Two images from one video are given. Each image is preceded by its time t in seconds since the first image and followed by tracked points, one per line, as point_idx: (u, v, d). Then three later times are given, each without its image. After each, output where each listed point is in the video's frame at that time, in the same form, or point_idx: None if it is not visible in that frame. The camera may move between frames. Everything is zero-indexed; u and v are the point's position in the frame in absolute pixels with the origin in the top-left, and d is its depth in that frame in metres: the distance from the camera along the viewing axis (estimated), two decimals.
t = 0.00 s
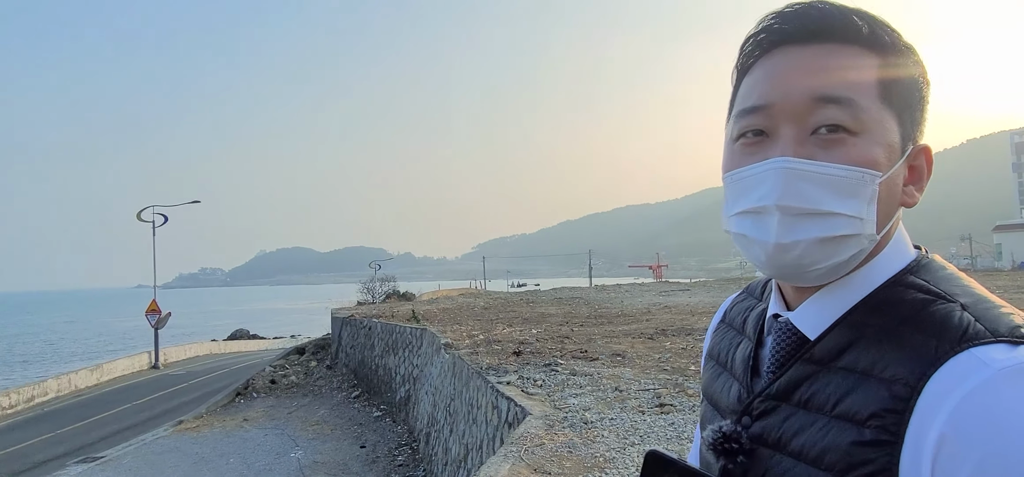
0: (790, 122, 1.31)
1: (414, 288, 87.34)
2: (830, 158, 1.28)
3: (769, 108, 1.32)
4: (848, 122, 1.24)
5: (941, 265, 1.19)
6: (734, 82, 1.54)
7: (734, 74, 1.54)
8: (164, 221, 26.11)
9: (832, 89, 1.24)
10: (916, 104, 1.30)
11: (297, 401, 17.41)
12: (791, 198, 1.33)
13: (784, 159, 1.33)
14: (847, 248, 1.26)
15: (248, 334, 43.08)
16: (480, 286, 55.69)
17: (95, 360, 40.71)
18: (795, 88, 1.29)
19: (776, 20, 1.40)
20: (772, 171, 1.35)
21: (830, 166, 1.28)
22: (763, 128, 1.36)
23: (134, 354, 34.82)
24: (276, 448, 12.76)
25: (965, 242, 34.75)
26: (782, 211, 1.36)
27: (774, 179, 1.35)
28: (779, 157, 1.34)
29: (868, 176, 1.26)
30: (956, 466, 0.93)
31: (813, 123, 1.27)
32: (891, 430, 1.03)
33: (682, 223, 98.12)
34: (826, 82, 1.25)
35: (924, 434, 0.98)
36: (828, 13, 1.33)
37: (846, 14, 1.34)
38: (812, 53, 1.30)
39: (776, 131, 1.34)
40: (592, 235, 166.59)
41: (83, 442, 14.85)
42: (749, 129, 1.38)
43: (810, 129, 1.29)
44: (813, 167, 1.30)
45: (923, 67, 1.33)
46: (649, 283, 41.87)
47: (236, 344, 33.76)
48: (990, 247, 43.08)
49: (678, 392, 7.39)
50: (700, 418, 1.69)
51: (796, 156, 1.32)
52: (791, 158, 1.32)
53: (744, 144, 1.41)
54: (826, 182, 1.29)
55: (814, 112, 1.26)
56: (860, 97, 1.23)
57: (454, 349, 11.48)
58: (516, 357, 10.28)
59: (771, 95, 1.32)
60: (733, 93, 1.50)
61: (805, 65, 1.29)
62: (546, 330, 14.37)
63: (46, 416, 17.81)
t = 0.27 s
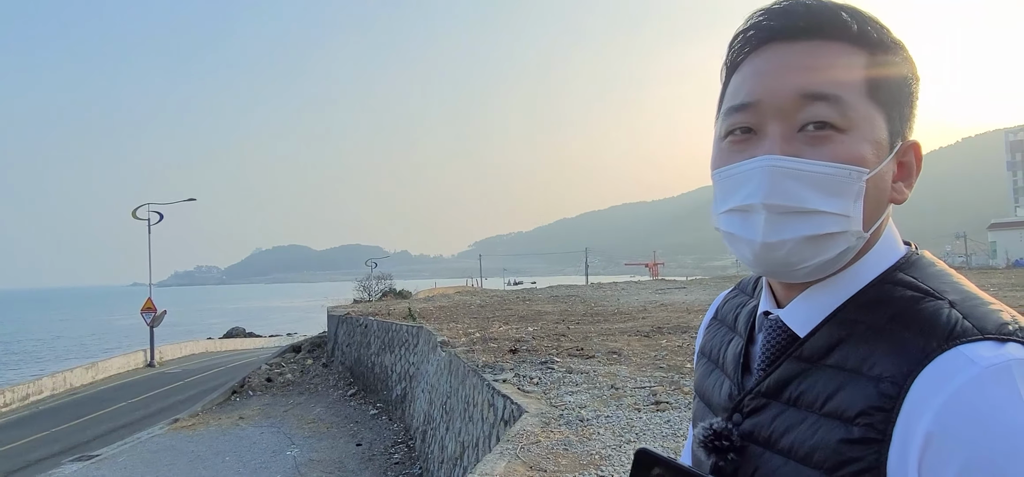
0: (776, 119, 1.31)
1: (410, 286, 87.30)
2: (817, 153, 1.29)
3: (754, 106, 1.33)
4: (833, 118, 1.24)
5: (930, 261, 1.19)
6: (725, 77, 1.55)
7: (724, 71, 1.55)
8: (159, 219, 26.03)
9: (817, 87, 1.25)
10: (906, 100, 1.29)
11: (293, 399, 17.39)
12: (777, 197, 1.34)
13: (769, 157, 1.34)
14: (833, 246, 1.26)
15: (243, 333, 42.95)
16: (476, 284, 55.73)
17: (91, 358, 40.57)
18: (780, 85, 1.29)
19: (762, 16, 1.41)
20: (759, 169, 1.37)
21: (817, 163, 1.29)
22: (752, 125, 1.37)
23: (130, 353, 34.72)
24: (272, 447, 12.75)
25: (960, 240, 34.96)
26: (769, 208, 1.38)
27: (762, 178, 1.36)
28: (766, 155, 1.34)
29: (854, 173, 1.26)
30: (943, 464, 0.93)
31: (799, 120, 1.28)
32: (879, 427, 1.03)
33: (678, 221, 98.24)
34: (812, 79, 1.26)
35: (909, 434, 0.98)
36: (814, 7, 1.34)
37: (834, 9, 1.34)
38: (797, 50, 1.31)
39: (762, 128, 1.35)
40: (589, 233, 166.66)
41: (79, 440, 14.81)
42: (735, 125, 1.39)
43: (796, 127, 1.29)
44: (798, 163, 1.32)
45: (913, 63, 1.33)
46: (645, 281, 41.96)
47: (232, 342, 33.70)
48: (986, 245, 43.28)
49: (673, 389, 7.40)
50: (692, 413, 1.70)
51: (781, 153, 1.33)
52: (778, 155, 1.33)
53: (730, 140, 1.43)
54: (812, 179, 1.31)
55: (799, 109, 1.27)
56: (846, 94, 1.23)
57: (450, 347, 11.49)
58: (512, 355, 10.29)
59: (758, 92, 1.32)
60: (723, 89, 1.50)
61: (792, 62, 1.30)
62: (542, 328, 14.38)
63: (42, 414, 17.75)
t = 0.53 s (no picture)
0: (768, 117, 1.30)
1: (407, 284, 87.22)
2: (806, 152, 1.28)
3: (745, 104, 1.32)
4: (824, 115, 1.23)
5: (927, 256, 1.18)
6: (715, 74, 1.53)
7: (715, 69, 1.53)
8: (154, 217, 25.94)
9: (808, 85, 1.23)
10: (899, 94, 1.28)
11: (289, 397, 17.37)
12: (768, 197, 1.32)
13: (760, 156, 1.33)
14: (826, 245, 1.25)
15: (240, 331, 42.88)
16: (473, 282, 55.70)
17: (85, 357, 40.40)
18: (770, 82, 1.28)
19: (751, 12, 1.40)
20: (751, 169, 1.35)
21: (809, 160, 1.28)
22: (743, 123, 1.35)
23: (125, 351, 34.59)
24: (268, 445, 12.72)
25: (955, 238, 35.07)
26: (762, 210, 1.36)
27: (753, 177, 1.34)
28: (756, 154, 1.33)
29: (847, 170, 1.25)
30: (938, 460, 0.92)
31: (790, 117, 1.26)
32: (874, 423, 1.02)
33: (674, 219, 98.37)
34: (801, 76, 1.25)
35: (905, 429, 0.97)
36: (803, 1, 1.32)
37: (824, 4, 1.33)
38: (787, 47, 1.30)
39: (754, 125, 1.33)
40: (585, 232, 166.74)
41: (74, 439, 14.76)
42: (726, 123, 1.38)
43: (788, 123, 1.28)
44: (790, 163, 1.30)
45: (905, 57, 1.32)
46: (641, 279, 41.98)
47: (228, 341, 33.62)
48: (980, 244, 43.45)
49: (669, 387, 7.40)
50: (688, 412, 1.69)
51: (772, 151, 1.31)
52: (768, 153, 1.32)
53: (722, 138, 1.41)
54: (804, 178, 1.29)
55: (789, 106, 1.26)
56: (836, 91, 1.21)
57: (446, 346, 11.48)
58: (508, 353, 10.28)
59: (748, 88, 1.31)
60: (714, 86, 1.49)
61: (782, 58, 1.29)
62: (538, 326, 14.38)
63: (36, 413, 17.69)
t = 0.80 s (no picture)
0: (762, 112, 1.31)
1: (403, 282, 87.15)
2: (799, 148, 1.28)
3: (741, 99, 1.32)
4: (817, 112, 1.23)
5: (919, 257, 1.19)
6: (719, 71, 1.54)
7: (718, 65, 1.54)
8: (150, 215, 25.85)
9: (802, 81, 1.24)
10: (896, 95, 1.28)
11: (285, 396, 17.35)
12: (762, 190, 1.34)
13: (753, 150, 1.34)
14: (817, 240, 1.26)
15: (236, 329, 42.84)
16: (470, 281, 55.66)
17: (81, 355, 40.27)
18: (767, 78, 1.29)
19: (755, 10, 1.40)
20: (744, 162, 1.36)
21: (800, 156, 1.28)
22: (738, 119, 1.36)
23: (121, 350, 34.50)
24: (264, 444, 12.70)
25: (951, 236, 35.18)
26: (754, 202, 1.37)
27: (746, 172, 1.36)
28: (749, 148, 1.34)
29: (838, 166, 1.25)
30: (927, 457, 0.92)
31: (784, 113, 1.27)
32: (864, 421, 1.02)
33: (671, 218, 98.47)
34: (796, 73, 1.25)
35: (894, 425, 0.97)
36: None
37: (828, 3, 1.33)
38: (787, 43, 1.30)
39: (749, 121, 1.34)
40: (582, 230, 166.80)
41: (70, 438, 14.73)
42: (722, 119, 1.38)
43: (782, 119, 1.28)
44: (782, 158, 1.31)
45: (905, 59, 1.32)
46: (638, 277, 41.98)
47: (224, 339, 33.57)
48: (976, 243, 43.55)
49: (666, 386, 7.41)
50: (683, 411, 1.68)
51: (765, 147, 1.32)
52: (761, 149, 1.33)
53: (717, 134, 1.42)
54: (797, 174, 1.30)
55: (784, 103, 1.26)
56: (831, 88, 1.22)
57: (443, 344, 11.47)
58: (505, 352, 10.28)
59: (746, 84, 1.31)
60: (715, 82, 1.49)
61: (780, 54, 1.29)
62: (535, 325, 14.39)
63: (32, 411, 17.64)
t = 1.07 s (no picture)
0: (755, 106, 1.30)
1: (400, 281, 87.06)
2: (791, 140, 1.27)
3: (735, 92, 1.32)
4: (809, 105, 1.22)
5: (916, 256, 1.17)
6: (718, 66, 1.53)
7: (718, 60, 1.53)
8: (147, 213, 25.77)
9: (795, 75, 1.23)
10: (894, 94, 1.25)
11: (282, 394, 17.32)
12: (751, 182, 1.33)
13: (743, 141, 1.33)
14: (807, 233, 1.25)
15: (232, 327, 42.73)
16: (467, 279, 55.62)
17: (76, 354, 40.11)
18: (761, 71, 1.28)
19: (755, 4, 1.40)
20: (733, 153, 1.35)
21: (792, 149, 1.27)
22: (732, 112, 1.35)
23: (116, 349, 34.38)
24: (261, 442, 12.66)
25: (947, 235, 35.26)
26: (741, 194, 1.37)
27: (734, 162, 1.35)
28: (740, 139, 1.34)
29: (829, 160, 1.23)
30: (924, 458, 0.91)
31: (776, 106, 1.26)
32: (859, 423, 1.01)
33: (668, 216, 98.53)
34: (789, 68, 1.25)
35: (891, 428, 0.96)
36: None
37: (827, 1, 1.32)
38: (784, 38, 1.29)
39: (742, 114, 1.33)
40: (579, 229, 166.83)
41: (65, 436, 14.67)
42: (717, 111, 1.38)
43: (774, 112, 1.27)
44: (772, 151, 1.30)
45: (906, 59, 1.30)
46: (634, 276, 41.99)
47: (221, 338, 33.49)
48: (972, 242, 43.65)
49: (662, 384, 7.41)
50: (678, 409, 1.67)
51: (757, 139, 1.31)
52: (751, 141, 1.32)
53: (712, 125, 1.41)
54: (788, 167, 1.29)
55: (777, 96, 1.25)
56: (824, 82, 1.20)
57: (440, 342, 11.46)
58: (502, 350, 10.27)
59: (739, 77, 1.31)
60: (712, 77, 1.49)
61: (773, 49, 1.29)
62: (532, 323, 14.38)
63: (27, 410, 17.57)
